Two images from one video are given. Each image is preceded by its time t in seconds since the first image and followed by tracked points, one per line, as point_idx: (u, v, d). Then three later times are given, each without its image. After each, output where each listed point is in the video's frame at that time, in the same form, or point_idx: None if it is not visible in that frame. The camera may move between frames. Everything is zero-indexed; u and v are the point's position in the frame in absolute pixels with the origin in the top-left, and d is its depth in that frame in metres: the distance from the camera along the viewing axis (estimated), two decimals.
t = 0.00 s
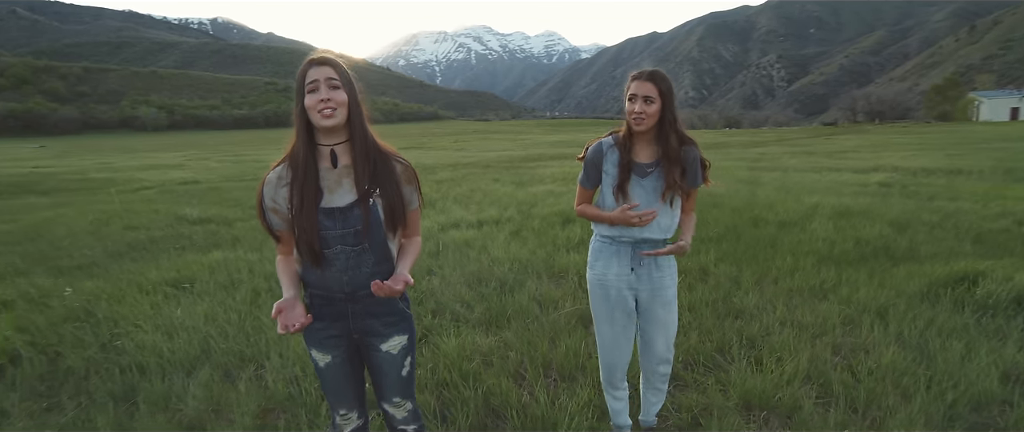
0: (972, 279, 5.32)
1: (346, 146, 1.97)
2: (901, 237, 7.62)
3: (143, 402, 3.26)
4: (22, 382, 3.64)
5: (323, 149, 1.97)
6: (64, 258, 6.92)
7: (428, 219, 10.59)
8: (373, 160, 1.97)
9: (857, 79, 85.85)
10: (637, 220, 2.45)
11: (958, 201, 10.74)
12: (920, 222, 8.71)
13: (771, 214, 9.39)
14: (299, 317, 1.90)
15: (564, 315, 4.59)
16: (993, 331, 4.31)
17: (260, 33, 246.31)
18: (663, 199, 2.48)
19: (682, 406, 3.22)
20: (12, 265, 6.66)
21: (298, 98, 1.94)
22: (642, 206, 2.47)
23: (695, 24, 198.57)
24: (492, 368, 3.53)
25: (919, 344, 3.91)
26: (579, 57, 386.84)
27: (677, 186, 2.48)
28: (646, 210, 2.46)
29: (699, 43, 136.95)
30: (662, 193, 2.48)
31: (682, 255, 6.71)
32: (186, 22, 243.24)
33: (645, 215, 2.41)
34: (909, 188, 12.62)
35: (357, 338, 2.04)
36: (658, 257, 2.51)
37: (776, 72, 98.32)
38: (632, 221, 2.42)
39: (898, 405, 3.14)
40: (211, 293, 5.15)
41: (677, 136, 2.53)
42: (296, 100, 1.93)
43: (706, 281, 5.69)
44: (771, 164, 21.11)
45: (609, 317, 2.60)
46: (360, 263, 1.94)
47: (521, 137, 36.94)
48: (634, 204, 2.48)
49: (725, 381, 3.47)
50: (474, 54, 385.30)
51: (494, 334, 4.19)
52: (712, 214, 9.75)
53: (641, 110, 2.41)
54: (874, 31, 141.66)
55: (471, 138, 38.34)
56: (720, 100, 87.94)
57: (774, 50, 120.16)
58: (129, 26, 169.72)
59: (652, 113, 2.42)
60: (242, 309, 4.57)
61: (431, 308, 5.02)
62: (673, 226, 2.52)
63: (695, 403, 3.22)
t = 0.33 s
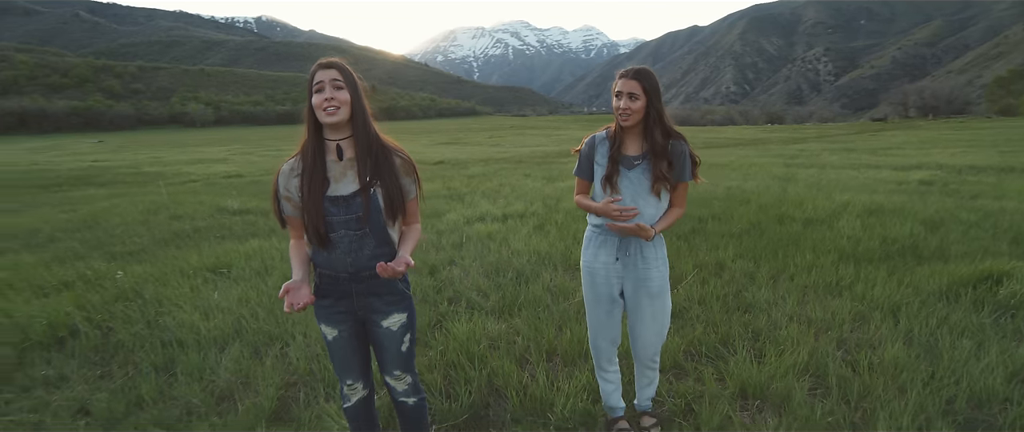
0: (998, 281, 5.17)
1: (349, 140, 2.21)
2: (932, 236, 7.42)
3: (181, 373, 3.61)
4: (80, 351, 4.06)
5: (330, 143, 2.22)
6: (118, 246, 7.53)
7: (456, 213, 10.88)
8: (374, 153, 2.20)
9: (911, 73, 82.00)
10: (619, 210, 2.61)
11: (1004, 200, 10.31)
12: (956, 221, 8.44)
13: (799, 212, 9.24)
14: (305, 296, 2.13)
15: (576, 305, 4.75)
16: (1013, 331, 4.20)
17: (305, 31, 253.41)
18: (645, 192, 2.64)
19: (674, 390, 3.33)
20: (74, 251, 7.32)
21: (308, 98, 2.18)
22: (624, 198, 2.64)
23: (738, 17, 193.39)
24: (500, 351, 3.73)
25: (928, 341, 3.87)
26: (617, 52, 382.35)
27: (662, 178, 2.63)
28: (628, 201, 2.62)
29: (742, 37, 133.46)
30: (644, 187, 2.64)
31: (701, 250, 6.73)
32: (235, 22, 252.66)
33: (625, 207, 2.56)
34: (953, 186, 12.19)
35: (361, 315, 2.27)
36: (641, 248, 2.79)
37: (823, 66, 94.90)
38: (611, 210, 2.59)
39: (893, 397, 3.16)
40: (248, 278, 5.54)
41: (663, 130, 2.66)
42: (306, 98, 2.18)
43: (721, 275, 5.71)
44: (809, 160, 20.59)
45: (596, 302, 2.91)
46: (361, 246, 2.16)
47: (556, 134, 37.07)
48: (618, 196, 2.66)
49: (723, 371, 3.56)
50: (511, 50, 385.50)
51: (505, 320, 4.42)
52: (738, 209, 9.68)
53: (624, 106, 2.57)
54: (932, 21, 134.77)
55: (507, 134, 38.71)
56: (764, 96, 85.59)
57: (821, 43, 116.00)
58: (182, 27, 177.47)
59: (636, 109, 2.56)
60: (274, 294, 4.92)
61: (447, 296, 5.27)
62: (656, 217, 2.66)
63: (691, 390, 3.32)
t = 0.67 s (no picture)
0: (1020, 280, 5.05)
1: (357, 133, 2.44)
2: (962, 234, 7.22)
3: (217, 346, 3.96)
4: (130, 325, 4.47)
5: (341, 136, 2.45)
6: (163, 232, 8.08)
7: (481, 204, 11.16)
8: (377, 144, 2.42)
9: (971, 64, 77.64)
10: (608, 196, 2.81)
11: None
12: (993, 219, 8.14)
13: (826, 208, 9.10)
14: (313, 275, 2.39)
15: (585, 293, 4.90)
16: None
17: (345, 27, 259.03)
18: (634, 179, 2.82)
19: (670, 375, 3.45)
20: (123, 235, 7.90)
21: (321, 93, 2.40)
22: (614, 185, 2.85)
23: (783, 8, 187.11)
24: (506, 332, 3.94)
25: (933, 335, 3.86)
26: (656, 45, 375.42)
27: (648, 166, 2.81)
28: (616, 189, 2.82)
29: (786, 29, 129.42)
30: (633, 174, 2.83)
31: (718, 244, 6.75)
32: (279, 19, 259.26)
33: (611, 191, 2.76)
34: (998, 183, 11.68)
35: (366, 293, 2.50)
36: (631, 236, 2.97)
37: (873, 58, 91.04)
38: (598, 195, 2.81)
39: (886, 385, 3.19)
40: (279, 263, 5.92)
41: (651, 121, 2.82)
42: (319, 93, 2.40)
43: (735, 269, 5.73)
44: (847, 156, 20.02)
45: (591, 285, 3.11)
46: (367, 228, 2.39)
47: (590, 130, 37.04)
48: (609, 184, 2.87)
49: (720, 359, 3.65)
50: (548, 43, 384.23)
51: (515, 305, 4.63)
52: (763, 204, 9.58)
53: (613, 97, 2.76)
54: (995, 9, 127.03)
55: (540, 128, 38.84)
56: (808, 91, 82.86)
57: (872, 34, 111.16)
58: (229, 23, 183.86)
59: (624, 99, 2.75)
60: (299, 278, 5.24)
61: (463, 282, 5.52)
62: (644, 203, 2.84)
63: (686, 374, 3.44)
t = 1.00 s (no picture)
0: None
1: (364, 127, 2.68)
2: (992, 237, 6.99)
3: (246, 321, 4.30)
4: (169, 301, 4.87)
5: (348, 129, 2.69)
6: (203, 217, 8.61)
7: (506, 197, 11.35)
8: (381, 137, 2.66)
9: None
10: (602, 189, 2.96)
11: None
12: None
13: (854, 207, 8.92)
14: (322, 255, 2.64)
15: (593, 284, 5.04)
16: None
17: (385, 21, 263.19)
18: (629, 171, 2.97)
19: (663, 363, 3.57)
20: (167, 220, 8.45)
21: (330, 90, 2.65)
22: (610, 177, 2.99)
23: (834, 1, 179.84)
24: (510, 318, 4.13)
25: (935, 333, 3.83)
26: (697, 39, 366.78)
27: (640, 159, 2.95)
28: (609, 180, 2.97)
29: (835, 22, 124.55)
30: (627, 166, 2.97)
31: (735, 241, 6.74)
32: (321, 13, 265.34)
33: (606, 179, 2.90)
34: None
35: (370, 273, 2.73)
36: (625, 227, 3.12)
37: (930, 52, 86.67)
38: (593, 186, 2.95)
39: (875, 381, 3.22)
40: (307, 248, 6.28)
41: (642, 116, 2.97)
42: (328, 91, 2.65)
43: (747, 265, 5.74)
44: (890, 155, 19.34)
45: (586, 274, 3.25)
46: (370, 213, 2.62)
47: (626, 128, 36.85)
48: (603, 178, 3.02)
49: (716, 351, 3.74)
50: (586, 37, 380.30)
51: (523, 293, 4.82)
52: (789, 202, 9.45)
53: (607, 95, 2.92)
54: None
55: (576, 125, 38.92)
56: (858, 87, 79.61)
57: (930, 27, 105.66)
58: (276, 18, 189.51)
59: (617, 96, 2.91)
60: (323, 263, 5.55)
61: (478, 270, 5.73)
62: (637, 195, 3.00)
63: (679, 364, 3.53)
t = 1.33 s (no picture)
0: None
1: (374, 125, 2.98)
2: (1017, 243, 6.83)
3: (271, 300, 4.65)
4: (203, 280, 5.28)
5: (359, 124, 2.98)
6: (239, 204, 9.11)
7: (528, 192, 11.58)
8: (388, 131, 2.94)
9: None
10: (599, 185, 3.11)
11: None
12: None
13: (878, 210, 8.80)
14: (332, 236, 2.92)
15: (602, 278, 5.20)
16: None
17: (422, 16, 266.72)
18: (625, 165, 3.13)
19: (655, 350, 3.71)
20: (206, 206, 8.98)
21: (342, 91, 2.95)
22: (607, 172, 3.15)
23: None
24: (515, 306, 4.33)
25: (933, 335, 3.82)
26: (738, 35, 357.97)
27: (633, 154, 3.12)
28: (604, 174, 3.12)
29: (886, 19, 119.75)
30: (622, 161, 3.13)
31: (749, 239, 6.76)
32: (360, 8, 270.36)
33: (603, 179, 3.06)
34: None
35: (376, 255, 2.99)
36: (620, 220, 3.28)
37: (988, 51, 82.50)
38: (591, 180, 3.09)
39: (860, 376, 3.27)
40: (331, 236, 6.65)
41: (635, 114, 3.15)
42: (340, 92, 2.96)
43: (757, 263, 5.77)
44: (931, 158, 18.72)
45: (581, 265, 3.42)
46: (377, 202, 2.91)
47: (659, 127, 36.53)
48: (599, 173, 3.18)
49: (708, 343, 3.84)
50: (624, 33, 376.13)
51: (531, 282, 5.04)
52: (813, 204, 9.37)
53: (603, 93, 3.07)
54: None
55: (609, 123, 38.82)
56: (908, 87, 76.46)
57: (990, 24, 100.43)
58: (318, 13, 194.05)
59: (613, 95, 3.07)
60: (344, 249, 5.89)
61: (491, 260, 5.98)
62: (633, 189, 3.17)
63: (670, 353, 3.66)
